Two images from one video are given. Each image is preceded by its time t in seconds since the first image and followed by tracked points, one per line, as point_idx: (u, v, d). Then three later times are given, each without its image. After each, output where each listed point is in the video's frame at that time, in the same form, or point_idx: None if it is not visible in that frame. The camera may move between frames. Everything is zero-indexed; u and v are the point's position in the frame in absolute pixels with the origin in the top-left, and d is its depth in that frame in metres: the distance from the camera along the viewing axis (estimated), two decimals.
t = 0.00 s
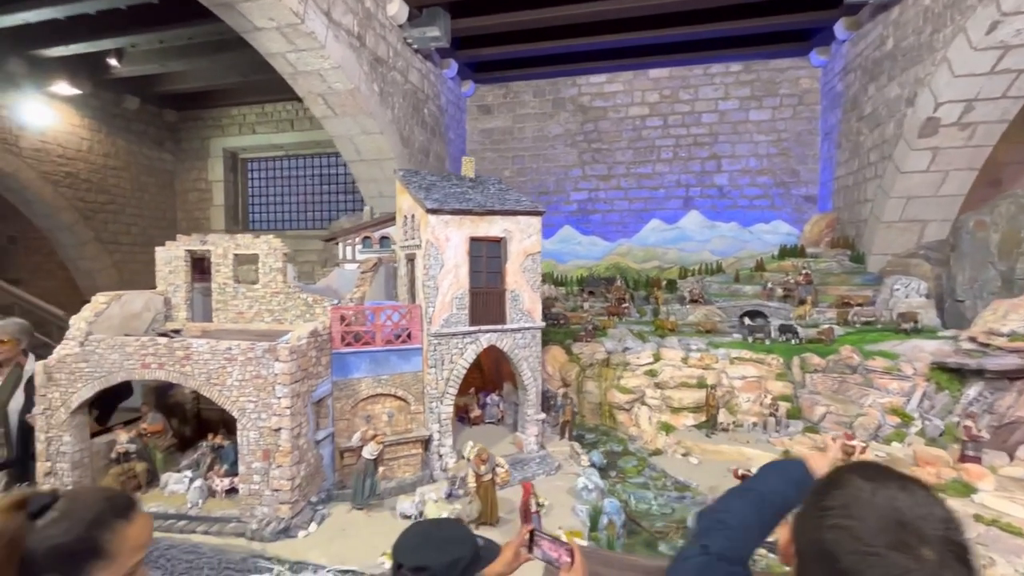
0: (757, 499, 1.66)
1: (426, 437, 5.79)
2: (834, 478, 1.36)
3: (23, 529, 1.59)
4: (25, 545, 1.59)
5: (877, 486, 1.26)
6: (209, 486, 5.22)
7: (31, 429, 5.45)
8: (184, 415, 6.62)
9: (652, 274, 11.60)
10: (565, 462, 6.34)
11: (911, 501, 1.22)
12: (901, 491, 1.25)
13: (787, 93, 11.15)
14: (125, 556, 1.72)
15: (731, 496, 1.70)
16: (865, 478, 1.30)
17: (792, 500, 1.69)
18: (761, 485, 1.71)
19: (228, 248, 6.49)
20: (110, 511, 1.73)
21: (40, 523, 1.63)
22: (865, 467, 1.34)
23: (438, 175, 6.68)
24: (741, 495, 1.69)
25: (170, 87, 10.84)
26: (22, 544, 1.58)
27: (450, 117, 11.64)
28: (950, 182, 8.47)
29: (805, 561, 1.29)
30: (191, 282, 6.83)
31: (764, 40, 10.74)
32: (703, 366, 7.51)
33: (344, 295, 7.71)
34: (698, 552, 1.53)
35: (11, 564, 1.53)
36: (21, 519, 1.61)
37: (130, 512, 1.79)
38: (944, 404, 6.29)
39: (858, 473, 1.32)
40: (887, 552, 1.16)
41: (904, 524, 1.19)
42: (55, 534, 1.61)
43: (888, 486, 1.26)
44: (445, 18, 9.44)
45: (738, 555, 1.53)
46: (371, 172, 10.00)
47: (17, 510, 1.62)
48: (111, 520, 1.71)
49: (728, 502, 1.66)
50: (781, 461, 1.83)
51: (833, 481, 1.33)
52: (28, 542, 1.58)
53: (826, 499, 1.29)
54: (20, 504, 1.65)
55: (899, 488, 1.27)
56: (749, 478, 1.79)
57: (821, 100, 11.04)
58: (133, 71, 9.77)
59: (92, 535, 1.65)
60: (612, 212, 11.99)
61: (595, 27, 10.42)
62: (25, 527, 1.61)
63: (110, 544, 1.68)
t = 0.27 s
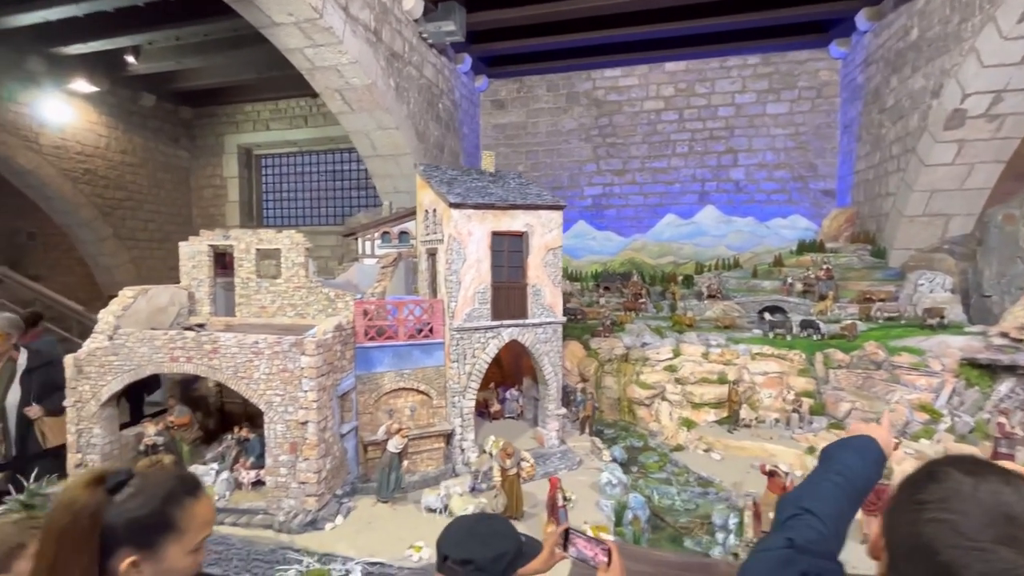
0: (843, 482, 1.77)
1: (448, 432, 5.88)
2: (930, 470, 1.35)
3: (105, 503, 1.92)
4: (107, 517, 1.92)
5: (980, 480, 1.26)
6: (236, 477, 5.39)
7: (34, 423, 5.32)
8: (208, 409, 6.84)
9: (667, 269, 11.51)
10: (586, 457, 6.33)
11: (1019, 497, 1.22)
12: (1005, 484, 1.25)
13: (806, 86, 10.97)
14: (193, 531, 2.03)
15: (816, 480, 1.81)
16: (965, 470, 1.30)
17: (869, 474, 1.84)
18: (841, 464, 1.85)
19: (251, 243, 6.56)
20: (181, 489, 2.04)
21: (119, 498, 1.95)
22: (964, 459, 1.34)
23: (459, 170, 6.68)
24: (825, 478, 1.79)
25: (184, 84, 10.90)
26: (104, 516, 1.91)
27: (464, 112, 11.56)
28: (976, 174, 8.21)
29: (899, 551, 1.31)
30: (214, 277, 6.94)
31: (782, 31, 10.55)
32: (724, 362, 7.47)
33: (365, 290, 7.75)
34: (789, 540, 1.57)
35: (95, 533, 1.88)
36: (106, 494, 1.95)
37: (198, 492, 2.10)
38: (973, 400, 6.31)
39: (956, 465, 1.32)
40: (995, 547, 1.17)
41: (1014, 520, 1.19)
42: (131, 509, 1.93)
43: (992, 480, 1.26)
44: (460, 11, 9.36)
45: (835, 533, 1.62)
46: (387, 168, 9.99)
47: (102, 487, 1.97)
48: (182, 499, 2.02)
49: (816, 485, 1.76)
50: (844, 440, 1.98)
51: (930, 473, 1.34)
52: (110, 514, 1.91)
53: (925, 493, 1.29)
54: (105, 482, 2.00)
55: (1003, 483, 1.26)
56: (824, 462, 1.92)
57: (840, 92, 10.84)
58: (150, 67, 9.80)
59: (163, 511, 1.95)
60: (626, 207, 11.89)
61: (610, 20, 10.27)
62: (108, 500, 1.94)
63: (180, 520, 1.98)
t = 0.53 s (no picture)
0: (873, 478, 1.72)
1: (460, 430, 5.90)
2: (999, 477, 1.31)
3: (146, 495, 1.92)
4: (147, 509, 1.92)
5: None
6: (251, 475, 5.50)
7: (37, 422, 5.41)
8: (221, 407, 6.97)
9: (676, 267, 11.46)
10: (598, 455, 6.33)
11: None
12: None
13: (817, 81, 10.85)
14: (228, 522, 2.06)
15: (845, 477, 1.76)
16: None
17: (887, 469, 1.80)
18: (862, 459, 1.82)
19: (263, 242, 6.60)
20: (216, 481, 2.08)
21: (159, 490, 1.95)
22: None
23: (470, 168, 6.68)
24: (854, 474, 1.75)
25: (192, 83, 10.91)
26: (144, 507, 1.91)
27: (472, 110, 11.53)
28: (991, 170, 8.10)
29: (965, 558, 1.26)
30: (226, 275, 6.99)
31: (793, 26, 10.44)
32: (736, 360, 7.51)
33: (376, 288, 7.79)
34: (842, 541, 1.46)
35: (137, 524, 1.88)
36: (147, 485, 1.95)
37: (231, 484, 2.14)
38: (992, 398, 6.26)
39: None
40: None
41: None
42: (171, 500, 1.94)
43: None
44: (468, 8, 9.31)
45: (876, 528, 1.56)
46: (396, 166, 10.00)
47: (142, 478, 1.97)
48: (217, 490, 2.05)
49: (849, 482, 1.71)
50: (856, 434, 1.97)
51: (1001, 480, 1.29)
52: (150, 505, 1.92)
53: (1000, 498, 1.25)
54: (145, 473, 1.99)
55: None
56: (845, 458, 1.87)
57: (852, 87, 10.71)
58: (160, 68, 9.84)
59: (201, 502, 1.98)
60: (634, 204, 11.82)
61: (618, 16, 10.20)
62: (149, 492, 1.94)
63: (216, 511, 2.02)
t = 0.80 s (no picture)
0: (913, 470, 1.75)
1: (469, 427, 5.91)
2: None
3: (165, 488, 1.92)
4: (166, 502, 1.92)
5: None
6: (262, 472, 5.59)
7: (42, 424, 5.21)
8: (231, 404, 7.06)
9: (684, 263, 11.43)
10: (606, 452, 6.33)
11: None
12: None
13: (826, 75, 10.74)
14: (243, 515, 2.09)
15: (883, 471, 1.79)
16: None
17: (927, 463, 1.84)
18: (901, 453, 1.84)
19: (272, 240, 6.63)
20: (231, 475, 2.09)
21: (177, 484, 1.96)
22: None
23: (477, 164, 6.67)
24: (891, 468, 1.78)
25: (199, 82, 10.95)
26: (162, 500, 1.91)
27: (478, 107, 11.51)
28: (1004, 165, 7.91)
29: None
30: (235, 274, 7.02)
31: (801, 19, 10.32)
32: (744, 357, 7.50)
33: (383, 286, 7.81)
34: (879, 536, 1.49)
35: (155, 517, 1.88)
36: (164, 479, 1.95)
37: (245, 478, 2.16)
38: (1006, 395, 6.21)
39: None
40: None
41: None
42: (190, 493, 1.95)
43: None
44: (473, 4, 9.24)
45: (914, 524, 1.58)
46: (402, 163, 10.00)
47: (160, 472, 1.96)
48: (233, 484, 2.07)
49: (888, 476, 1.74)
50: (892, 429, 2.00)
51: None
52: (169, 499, 1.92)
53: None
54: (162, 467, 1.99)
55: None
56: (880, 452, 1.91)
57: (862, 81, 10.59)
58: (168, 67, 9.88)
59: (218, 496, 2.00)
60: (641, 200, 11.76)
61: (624, 10, 10.12)
62: (166, 486, 1.94)
63: (232, 504, 2.04)
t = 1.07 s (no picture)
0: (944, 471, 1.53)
1: (472, 425, 5.92)
2: None
3: (166, 487, 1.93)
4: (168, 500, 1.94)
5: None
6: (267, 470, 5.61)
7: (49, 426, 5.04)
8: (236, 402, 7.09)
9: (688, 260, 11.39)
10: (609, 450, 6.33)
11: None
12: None
13: (832, 70, 10.64)
14: (245, 512, 2.07)
15: (909, 473, 1.57)
16: None
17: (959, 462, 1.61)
18: (930, 454, 1.61)
19: (276, 239, 6.65)
20: (233, 473, 2.07)
21: (178, 482, 1.96)
22: None
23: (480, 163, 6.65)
24: (921, 469, 1.56)
25: (204, 82, 10.97)
26: (164, 499, 1.92)
27: (481, 104, 11.49)
28: (1013, 159, 7.85)
29: None
30: (240, 273, 7.05)
31: (807, 14, 10.23)
32: (749, 354, 7.48)
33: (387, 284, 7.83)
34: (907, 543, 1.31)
35: (157, 515, 1.90)
36: (166, 478, 1.96)
37: (247, 475, 2.14)
38: (1014, 392, 6.16)
39: None
40: None
41: None
42: (190, 492, 1.95)
43: None
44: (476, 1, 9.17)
45: (944, 530, 1.38)
46: (405, 162, 10.00)
47: (162, 471, 1.97)
48: (234, 481, 2.06)
49: (915, 478, 1.52)
50: (920, 427, 1.76)
51: None
52: (170, 497, 1.93)
53: None
54: (164, 465, 2.00)
55: None
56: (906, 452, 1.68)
57: (869, 75, 10.49)
58: (172, 67, 9.91)
59: (219, 494, 1.99)
60: (645, 197, 11.71)
61: (627, 7, 10.06)
62: (168, 485, 1.95)
63: (233, 502, 2.03)
